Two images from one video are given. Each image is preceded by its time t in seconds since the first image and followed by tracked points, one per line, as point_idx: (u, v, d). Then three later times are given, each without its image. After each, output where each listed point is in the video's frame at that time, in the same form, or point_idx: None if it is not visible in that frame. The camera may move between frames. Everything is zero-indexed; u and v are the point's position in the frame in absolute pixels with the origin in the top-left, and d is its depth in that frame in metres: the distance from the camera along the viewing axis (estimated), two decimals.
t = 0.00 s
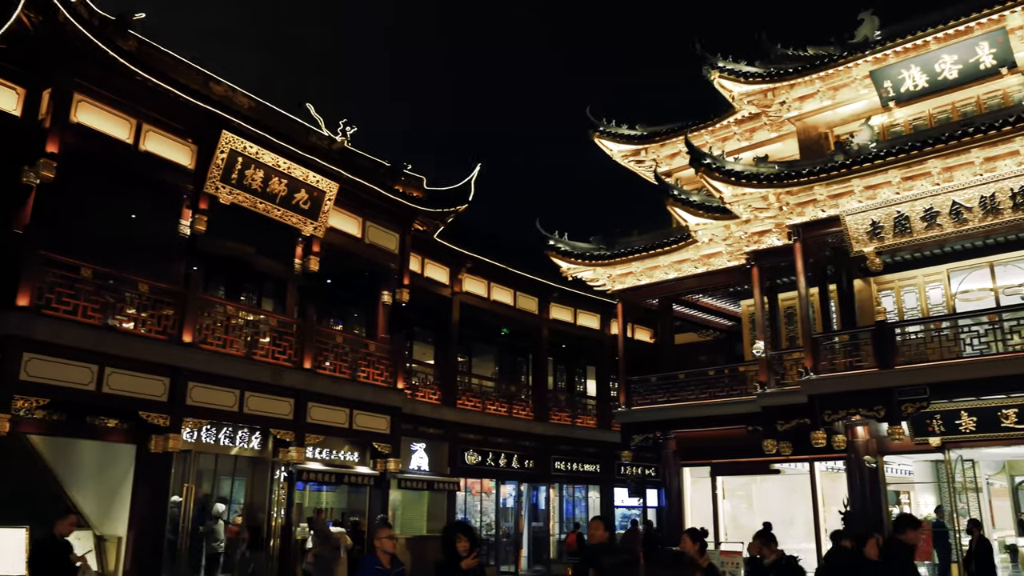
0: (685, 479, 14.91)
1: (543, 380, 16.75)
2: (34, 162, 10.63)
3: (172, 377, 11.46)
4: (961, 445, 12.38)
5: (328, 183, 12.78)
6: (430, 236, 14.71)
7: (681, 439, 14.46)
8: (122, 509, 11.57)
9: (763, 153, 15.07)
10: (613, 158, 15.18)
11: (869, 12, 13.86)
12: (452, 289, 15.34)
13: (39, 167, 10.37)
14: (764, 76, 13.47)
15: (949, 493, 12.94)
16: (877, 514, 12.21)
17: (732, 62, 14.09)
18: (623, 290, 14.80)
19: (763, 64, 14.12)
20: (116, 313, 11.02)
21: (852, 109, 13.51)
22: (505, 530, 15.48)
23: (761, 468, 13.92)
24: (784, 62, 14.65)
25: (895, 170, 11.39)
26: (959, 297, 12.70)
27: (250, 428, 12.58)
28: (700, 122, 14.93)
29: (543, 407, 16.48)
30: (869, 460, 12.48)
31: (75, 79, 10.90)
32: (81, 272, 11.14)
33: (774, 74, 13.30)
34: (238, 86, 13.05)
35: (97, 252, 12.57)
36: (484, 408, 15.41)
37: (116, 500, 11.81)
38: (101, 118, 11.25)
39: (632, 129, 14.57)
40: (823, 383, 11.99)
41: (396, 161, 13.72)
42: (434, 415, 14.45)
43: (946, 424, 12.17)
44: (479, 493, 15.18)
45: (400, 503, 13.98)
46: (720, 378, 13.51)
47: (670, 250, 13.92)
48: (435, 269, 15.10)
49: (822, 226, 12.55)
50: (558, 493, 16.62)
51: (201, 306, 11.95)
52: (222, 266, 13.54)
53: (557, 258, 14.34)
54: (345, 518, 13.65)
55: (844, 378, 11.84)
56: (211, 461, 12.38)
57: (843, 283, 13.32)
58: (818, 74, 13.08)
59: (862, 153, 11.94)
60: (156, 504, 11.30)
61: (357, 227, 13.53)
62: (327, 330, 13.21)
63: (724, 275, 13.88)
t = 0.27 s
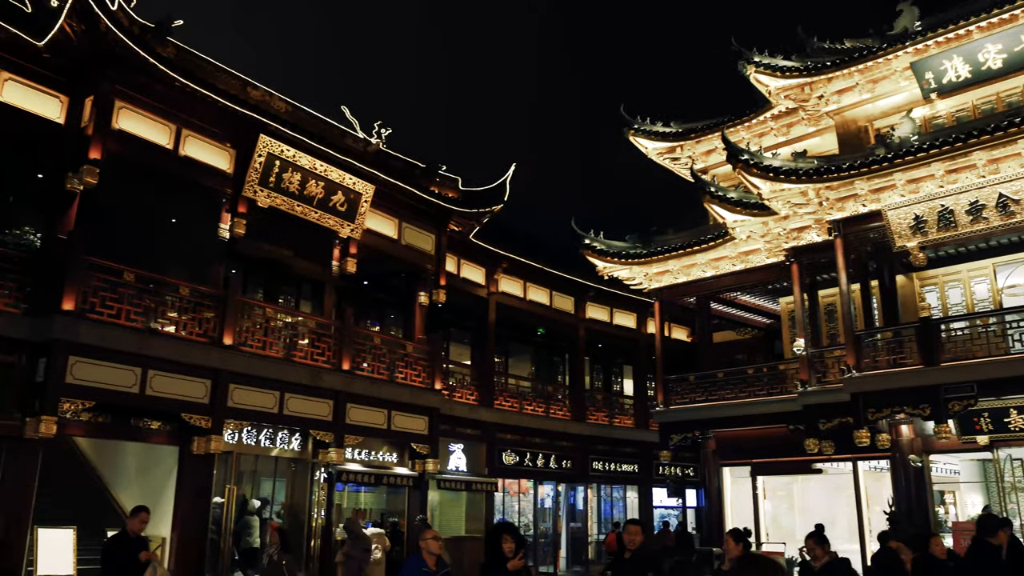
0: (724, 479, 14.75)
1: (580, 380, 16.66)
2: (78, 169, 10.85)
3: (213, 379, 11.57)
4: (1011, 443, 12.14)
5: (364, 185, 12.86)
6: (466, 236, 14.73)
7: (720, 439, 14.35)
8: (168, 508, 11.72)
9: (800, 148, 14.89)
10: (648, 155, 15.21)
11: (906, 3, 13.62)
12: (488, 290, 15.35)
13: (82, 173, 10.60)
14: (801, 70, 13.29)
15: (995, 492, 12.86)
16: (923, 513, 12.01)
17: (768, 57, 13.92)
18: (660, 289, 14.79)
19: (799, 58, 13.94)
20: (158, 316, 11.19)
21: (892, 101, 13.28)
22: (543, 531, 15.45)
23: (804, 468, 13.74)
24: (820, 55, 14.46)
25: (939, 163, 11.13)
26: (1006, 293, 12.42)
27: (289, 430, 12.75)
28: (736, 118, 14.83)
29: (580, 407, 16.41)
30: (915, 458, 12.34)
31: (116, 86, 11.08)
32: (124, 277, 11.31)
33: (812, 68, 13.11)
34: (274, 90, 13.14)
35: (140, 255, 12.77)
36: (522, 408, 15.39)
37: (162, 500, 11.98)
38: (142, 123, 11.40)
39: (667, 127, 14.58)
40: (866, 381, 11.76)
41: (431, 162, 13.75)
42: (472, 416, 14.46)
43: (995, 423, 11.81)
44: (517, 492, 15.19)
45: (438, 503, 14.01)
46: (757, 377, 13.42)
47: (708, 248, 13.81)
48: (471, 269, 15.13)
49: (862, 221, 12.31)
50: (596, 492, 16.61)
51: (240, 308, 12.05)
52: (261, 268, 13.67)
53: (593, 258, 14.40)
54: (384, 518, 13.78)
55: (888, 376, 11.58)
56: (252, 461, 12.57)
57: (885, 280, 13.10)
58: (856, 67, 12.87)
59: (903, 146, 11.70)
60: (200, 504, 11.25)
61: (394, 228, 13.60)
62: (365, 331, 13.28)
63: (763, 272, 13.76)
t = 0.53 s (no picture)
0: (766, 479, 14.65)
1: (618, 379, 16.58)
2: (121, 175, 11.01)
3: (255, 382, 11.64)
4: None
5: (401, 187, 12.92)
6: (502, 236, 14.74)
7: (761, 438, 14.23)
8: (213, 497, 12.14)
9: (839, 142, 14.71)
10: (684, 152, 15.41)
11: None
12: (525, 290, 15.38)
13: (126, 180, 10.73)
14: (839, 62, 13.14)
15: None
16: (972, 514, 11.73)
17: (805, 50, 13.78)
18: (698, 286, 14.73)
19: (837, 50, 13.77)
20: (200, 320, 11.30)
21: (933, 92, 13.04)
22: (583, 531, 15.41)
23: (848, 466, 13.55)
24: (859, 47, 14.26)
25: (985, 154, 10.87)
26: None
27: (330, 430, 12.73)
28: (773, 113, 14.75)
29: (619, 407, 16.34)
30: (963, 456, 12.10)
31: (156, 93, 11.18)
32: (167, 281, 11.43)
33: (850, 60, 12.95)
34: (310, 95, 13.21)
35: (182, 260, 12.94)
36: (560, 408, 15.37)
37: (207, 494, 12.39)
38: (182, 129, 11.51)
39: (702, 123, 14.76)
40: (912, 378, 11.51)
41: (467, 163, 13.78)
42: (511, 416, 14.48)
43: None
44: (557, 492, 15.21)
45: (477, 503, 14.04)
46: (799, 375, 13.26)
47: (747, 244, 13.69)
48: (509, 269, 15.16)
49: (906, 214, 12.09)
50: (636, 492, 16.58)
51: (281, 311, 12.14)
52: (300, 271, 13.80)
53: (629, 256, 14.43)
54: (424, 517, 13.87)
55: (935, 372, 11.32)
56: (293, 463, 12.64)
57: (930, 274, 12.87)
58: (896, 58, 12.67)
59: (947, 138, 11.41)
60: (245, 506, 11.31)
61: (431, 229, 13.66)
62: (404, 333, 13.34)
63: (803, 268, 13.61)
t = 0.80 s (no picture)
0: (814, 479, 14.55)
1: (662, 378, 16.47)
2: (169, 183, 11.18)
3: (302, 385, 11.74)
4: None
5: (443, 189, 12.97)
6: (543, 236, 14.74)
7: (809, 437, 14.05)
8: (259, 513, 12.11)
9: (885, 135, 14.49)
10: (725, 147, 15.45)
11: None
12: (567, 290, 15.39)
13: (174, 187, 10.89)
14: (883, 54, 12.92)
15: None
16: None
17: (849, 42, 13.59)
18: (741, 284, 14.63)
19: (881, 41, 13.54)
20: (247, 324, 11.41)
21: (982, 82, 12.71)
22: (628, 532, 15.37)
23: (899, 466, 13.30)
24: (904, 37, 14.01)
25: None
26: None
27: (377, 433, 12.82)
28: (816, 107, 14.62)
29: (662, 406, 16.23)
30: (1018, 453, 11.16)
31: (202, 100, 11.32)
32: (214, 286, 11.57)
33: (896, 51, 12.71)
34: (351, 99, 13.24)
35: (229, 265, 13.12)
36: (604, 408, 15.32)
37: (252, 504, 12.33)
38: (228, 135, 11.62)
39: (743, 118, 14.77)
40: (966, 375, 11.22)
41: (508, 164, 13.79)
42: (555, 416, 14.46)
43: None
44: (602, 493, 15.22)
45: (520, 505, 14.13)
46: (846, 372, 13.08)
47: (791, 241, 13.53)
48: (550, 269, 15.18)
49: (957, 207, 11.79)
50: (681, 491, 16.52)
51: (327, 314, 12.23)
52: (344, 274, 13.92)
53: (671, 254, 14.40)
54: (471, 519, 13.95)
55: (989, 369, 11.04)
56: (341, 464, 12.53)
57: (982, 268, 12.59)
58: (943, 47, 12.38)
59: (999, 127, 11.08)
60: (293, 507, 11.37)
61: (473, 231, 13.71)
62: (448, 334, 13.39)
63: (849, 264, 13.39)
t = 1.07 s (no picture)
0: (850, 478, 14.47)
1: (695, 378, 16.37)
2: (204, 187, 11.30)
3: (337, 386, 11.81)
4: None
5: (474, 190, 13.02)
6: (574, 237, 14.75)
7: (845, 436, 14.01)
8: (296, 514, 12.01)
9: (920, 130, 14.36)
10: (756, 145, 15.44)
11: None
12: (598, 289, 15.40)
13: (210, 191, 11.03)
14: (917, 47, 12.72)
15: None
16: None
17: (882, 35, 13.46)
18: (775, 282, 14.55)
19: (916, 34, 13.36)
20: (282, 326, 11.49)
21: (1018, 75, 12.42)
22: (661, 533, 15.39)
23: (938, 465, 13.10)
24: (938, 31, 13.82)
25: None
26: None
27: (411, 434, 12.80)
28: (849, 102, 14.59)
29: (696, 406, 16.14)
30: None
31: (236, 105, 11.43)
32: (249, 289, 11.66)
33: (931, 44, 12.51)
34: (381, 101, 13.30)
35: (263, 268, 13.29)
36: (636, 408, 15.29)
37: (288, 505, 12.25)
38: (261, 138, 11.71)
39: (774, 115, 14.79)
40: (1007, 372, 10.97)
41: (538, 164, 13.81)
42: (588, 417, 14.46)
43: None
44: (634, 494, 15.37)
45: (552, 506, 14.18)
46: (882, 371, 12.90)
47: (824, 238, 13.41)
48: (581, 269, 15.21)
49: (996, 201, 11.58)
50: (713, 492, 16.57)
51: (361, 316, 12.29)
52: (377, 277, 14.02)
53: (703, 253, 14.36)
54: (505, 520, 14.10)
55: None
56: (375, 465, 12.67)
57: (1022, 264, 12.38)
58: (979, 40, 12.14)
59: None
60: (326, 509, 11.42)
61: (504, 231, 13.75)
62: (481, 335, 13.43)
63: (885, 261, 13.23)
